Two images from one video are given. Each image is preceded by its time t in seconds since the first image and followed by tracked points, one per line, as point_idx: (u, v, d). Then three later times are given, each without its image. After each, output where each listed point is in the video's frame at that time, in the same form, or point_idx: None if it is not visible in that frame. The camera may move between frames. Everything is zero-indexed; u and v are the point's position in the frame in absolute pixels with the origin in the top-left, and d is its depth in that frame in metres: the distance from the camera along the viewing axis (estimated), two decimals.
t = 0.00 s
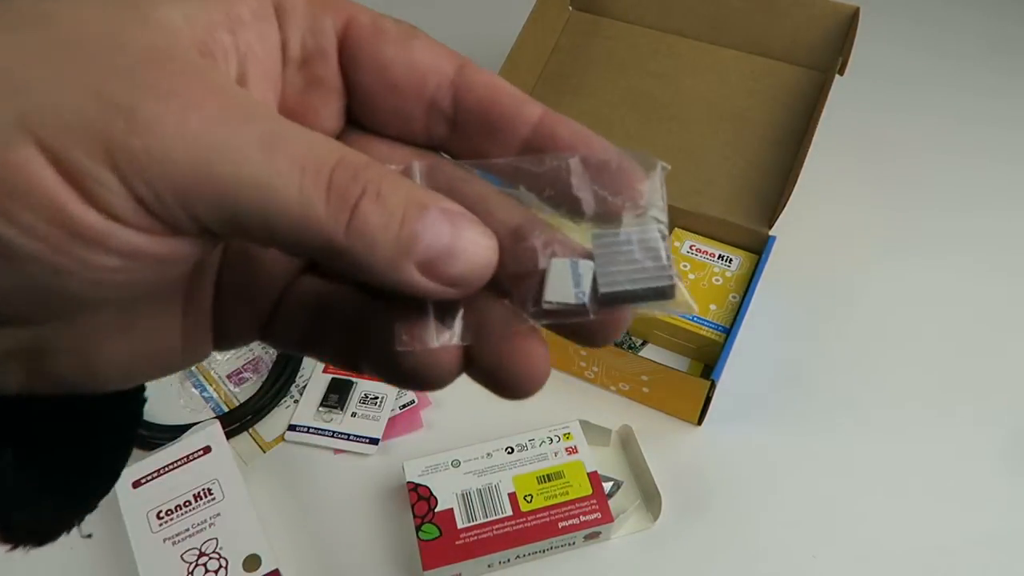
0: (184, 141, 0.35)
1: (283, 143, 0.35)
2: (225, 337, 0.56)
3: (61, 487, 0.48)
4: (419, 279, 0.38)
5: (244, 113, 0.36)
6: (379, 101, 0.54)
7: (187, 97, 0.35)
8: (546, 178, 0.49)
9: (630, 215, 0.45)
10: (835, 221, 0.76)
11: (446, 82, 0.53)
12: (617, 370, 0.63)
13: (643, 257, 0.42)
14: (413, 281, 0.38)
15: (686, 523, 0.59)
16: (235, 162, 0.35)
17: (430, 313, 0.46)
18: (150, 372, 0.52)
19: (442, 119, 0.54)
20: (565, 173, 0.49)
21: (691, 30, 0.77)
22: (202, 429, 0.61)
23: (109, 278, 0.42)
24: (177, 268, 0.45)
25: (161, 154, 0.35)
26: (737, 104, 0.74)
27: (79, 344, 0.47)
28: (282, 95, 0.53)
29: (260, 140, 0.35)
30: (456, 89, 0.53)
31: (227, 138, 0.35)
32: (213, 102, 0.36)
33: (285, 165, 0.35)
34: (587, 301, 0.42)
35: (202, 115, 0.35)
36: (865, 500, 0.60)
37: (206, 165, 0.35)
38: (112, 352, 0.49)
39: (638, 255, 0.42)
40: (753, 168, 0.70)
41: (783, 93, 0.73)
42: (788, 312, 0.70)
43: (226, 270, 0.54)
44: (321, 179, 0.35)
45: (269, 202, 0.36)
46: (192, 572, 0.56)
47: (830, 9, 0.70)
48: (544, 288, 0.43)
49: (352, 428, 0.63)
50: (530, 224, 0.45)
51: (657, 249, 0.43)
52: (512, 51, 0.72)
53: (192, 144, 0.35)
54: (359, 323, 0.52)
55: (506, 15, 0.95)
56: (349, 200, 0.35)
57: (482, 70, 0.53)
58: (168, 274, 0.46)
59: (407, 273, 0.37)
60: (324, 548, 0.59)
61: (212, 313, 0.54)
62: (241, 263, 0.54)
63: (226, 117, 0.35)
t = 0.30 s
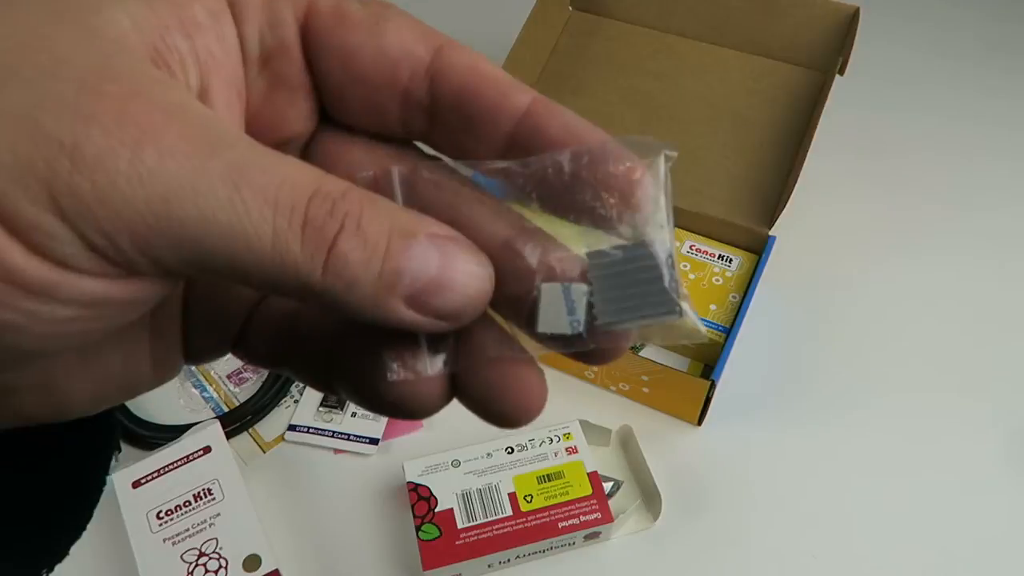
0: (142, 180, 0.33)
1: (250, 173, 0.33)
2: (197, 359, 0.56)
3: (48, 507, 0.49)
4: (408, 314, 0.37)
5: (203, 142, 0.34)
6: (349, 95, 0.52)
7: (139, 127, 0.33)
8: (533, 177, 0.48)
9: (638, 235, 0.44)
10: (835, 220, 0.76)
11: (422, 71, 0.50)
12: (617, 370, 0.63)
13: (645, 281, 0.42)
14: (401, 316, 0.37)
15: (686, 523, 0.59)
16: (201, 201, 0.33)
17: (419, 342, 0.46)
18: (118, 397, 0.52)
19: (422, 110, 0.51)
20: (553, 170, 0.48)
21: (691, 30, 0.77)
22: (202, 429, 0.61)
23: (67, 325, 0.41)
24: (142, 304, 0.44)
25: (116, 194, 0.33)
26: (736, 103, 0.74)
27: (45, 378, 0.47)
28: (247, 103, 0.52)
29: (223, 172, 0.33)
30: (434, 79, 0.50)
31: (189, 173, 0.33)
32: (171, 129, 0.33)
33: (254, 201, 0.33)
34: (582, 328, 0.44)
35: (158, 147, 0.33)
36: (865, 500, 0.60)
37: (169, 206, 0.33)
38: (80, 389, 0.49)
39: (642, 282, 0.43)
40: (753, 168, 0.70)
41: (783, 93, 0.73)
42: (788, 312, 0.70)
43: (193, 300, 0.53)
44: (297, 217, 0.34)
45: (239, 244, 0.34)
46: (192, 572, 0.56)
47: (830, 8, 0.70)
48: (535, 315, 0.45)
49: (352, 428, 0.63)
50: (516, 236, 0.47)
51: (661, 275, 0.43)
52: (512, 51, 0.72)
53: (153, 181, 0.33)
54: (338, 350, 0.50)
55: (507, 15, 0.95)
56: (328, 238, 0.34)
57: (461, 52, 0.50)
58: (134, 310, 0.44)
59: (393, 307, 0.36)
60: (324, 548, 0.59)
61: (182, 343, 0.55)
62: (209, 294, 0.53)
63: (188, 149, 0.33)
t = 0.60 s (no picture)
0: (149, 216, 0.33)
1: (250, 185, 0.34)
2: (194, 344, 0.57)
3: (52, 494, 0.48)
4: (417, 288, 0.39)
5: (195, 159, 0.33)
6: (324, 47, 0.53)
7: (135, 159, 0.32)
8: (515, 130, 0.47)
9: (635, 194, 0.42)
10: (836, 220, 0.76)
11: (400, 20, 0.51)
12: (617, 370, 0.63)
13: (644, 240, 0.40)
14: (410, 289, 0.39)
15: (686, 523, 0.59)
16: (211, 227, 0.33)
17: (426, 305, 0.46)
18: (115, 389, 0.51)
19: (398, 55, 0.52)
20: (538, 122, 0.46)
21: (691, 30, 0.77)
22: (202, 429, 0.61)
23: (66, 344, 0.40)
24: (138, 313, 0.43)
25: (128, 235, 0.33)
26: (736, 103, 0.74)
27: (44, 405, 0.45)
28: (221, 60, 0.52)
29: (224, 188, 0.33)
30: (412, 23, 0.50)
31: (193, 201, 0.33)
32: (164, 147, 0.33)
33: (259, 213, 0.34)
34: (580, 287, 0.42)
35: (158, 178, 0.32)
36: (865, 500, 0.60)
37: (181, 237, 0.33)
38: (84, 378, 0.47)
39: (640, 240, 0.40)
40: (752, 168, 0.71)
41: (783, 93, 0.73)
42: (788, 312, 0.70)
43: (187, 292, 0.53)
44: (302, 222, 0.35)
45: (250, 256, 0.35)
46: (192, 572, 0.56)
47: (830, 8, 0.70)
48: (536, 275, 0.43)
49: (351, 428, 0.63)
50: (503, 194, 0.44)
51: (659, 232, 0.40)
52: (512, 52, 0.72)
53: (160, 214, 0.33)
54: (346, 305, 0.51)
55: (507, 15, 0.94)
56: (334, 234, 0.35)
57: None
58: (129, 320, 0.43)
59: (402, 283, 0.38)
60: (324, 549, 0.59)
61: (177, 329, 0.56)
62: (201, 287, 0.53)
63: (184, 171, 0.33)
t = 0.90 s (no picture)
0: (182, 268, 0.32)
1: (281, 237, 0.34)
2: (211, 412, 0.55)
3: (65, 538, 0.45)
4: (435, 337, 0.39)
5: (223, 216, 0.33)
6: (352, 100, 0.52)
7: (169, 210, 0.32)
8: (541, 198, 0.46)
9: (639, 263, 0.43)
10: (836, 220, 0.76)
11: (429, 84, 0.51)
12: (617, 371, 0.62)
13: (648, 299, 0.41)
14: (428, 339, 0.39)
15: (686, 524, 0.59)
16: (244, 276, 0.33)
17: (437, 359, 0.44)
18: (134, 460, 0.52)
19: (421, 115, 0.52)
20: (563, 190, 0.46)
21: (691, 29, 0.77)
22: (202, 429, 0.61)
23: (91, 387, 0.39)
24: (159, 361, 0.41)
25: (159, 285, 0.33)
26: (736, 103, 0.74)
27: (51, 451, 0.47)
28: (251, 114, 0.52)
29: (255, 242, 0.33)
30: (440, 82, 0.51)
31: (224, 252, 0.33)
32: (198, 200, 0.32)
33: (288, 266, 0.34)
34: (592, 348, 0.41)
35: (192, 229, 0.32)
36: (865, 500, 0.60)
37: (212, 289, 0.33)
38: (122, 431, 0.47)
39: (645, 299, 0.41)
40: (753, 168, 0.71)
41: (783, 93, 0.73)
42: (787, 312, 0.70)
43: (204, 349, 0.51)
44: (328, 274, 0.35)
45: (276, 306, 0.35)
46: (192, 572, 0.56)
47: (829, 9, 0.71)
48: (546, 338, 0.42)
49: (352, 428, 0.63)
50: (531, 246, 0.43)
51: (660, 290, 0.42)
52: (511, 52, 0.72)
53: (193, 265, 0.33)
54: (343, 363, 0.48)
55: (507, 16, 0.94)
56: (358, 286, 0.35)
57: (470, 65, 0.50)
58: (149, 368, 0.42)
59: (420, 331, 0.38)
60: (324, 548, 0.59)
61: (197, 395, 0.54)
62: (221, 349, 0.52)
63: (216, 226, 0.33)
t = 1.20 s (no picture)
0: (176, 274, 0.33)
1: (275, 258, 0.34)
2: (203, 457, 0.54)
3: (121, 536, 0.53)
4: (423, 364, 0.37)
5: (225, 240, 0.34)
6: (359, 203, 0.52)
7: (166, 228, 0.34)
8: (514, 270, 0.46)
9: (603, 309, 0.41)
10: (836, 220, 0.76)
11: (421, 180, 0.51)
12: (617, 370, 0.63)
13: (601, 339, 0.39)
14: (419, 369, 0.37)
15: (685, 524, 0.59)
16: (233, 283, 0.33)
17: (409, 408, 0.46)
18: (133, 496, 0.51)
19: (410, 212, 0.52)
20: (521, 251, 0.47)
21: (690, 29, 0.77)
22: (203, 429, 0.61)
23: (97, 420, 0.39)
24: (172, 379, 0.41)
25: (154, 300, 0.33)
26: (737, 103, 0.74)
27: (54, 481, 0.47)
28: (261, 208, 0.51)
29: (252, 257, 0.34)
30: (429, 181, 0.51)
31: (215, 267, 0.34)
32: (205, 229, 0.34)
33: (280, 281, 0.34)
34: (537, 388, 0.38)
35: (185, 247, 0.33)
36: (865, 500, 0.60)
37: (202, 300, 0.34)
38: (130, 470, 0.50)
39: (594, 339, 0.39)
40: (753, 169, 0.71)
41: (783, 94, 0.73)
42: (787, 312, 0.70)
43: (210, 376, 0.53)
44: (316, 288, 0.34)
45: (265, 324, 0.34)
46: (192, 572, 0.56)
47: (829, 10, 0.70)
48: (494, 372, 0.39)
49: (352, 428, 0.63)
50: (507, 312, 0.41)
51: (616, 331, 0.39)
52: (512, 52, 0.72)
53: (187, 273, 0.33)
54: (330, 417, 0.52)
55: (508, 16, 0.94)
56: (342, 306, 0.34)
57: (455, 164, 0.51)
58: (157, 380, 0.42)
59: (407, 363, 0.36)
60: (324, 548, 0.58)
61: (191, 431, 0.53)
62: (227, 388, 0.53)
63: (217, 241, 0.34)
